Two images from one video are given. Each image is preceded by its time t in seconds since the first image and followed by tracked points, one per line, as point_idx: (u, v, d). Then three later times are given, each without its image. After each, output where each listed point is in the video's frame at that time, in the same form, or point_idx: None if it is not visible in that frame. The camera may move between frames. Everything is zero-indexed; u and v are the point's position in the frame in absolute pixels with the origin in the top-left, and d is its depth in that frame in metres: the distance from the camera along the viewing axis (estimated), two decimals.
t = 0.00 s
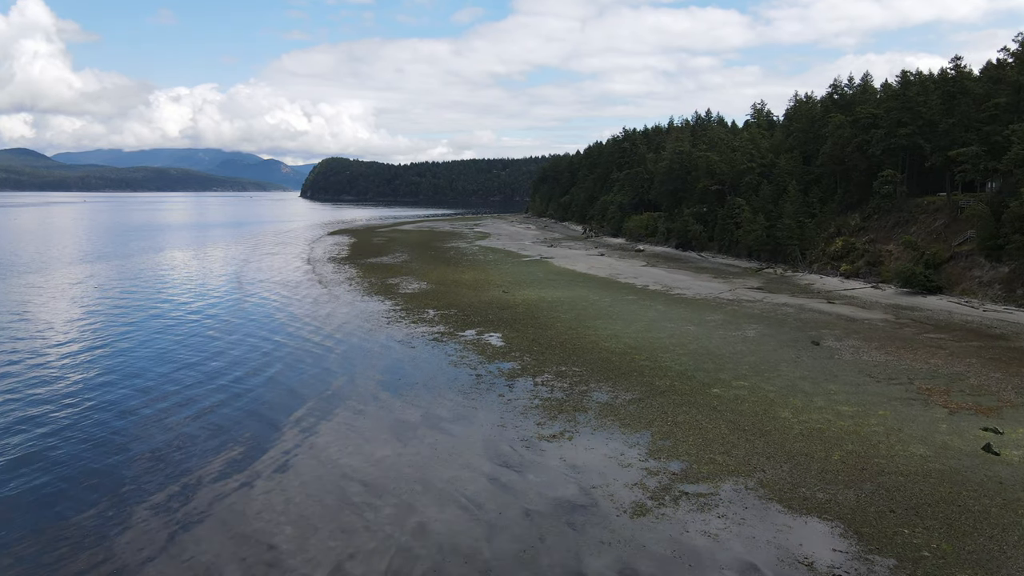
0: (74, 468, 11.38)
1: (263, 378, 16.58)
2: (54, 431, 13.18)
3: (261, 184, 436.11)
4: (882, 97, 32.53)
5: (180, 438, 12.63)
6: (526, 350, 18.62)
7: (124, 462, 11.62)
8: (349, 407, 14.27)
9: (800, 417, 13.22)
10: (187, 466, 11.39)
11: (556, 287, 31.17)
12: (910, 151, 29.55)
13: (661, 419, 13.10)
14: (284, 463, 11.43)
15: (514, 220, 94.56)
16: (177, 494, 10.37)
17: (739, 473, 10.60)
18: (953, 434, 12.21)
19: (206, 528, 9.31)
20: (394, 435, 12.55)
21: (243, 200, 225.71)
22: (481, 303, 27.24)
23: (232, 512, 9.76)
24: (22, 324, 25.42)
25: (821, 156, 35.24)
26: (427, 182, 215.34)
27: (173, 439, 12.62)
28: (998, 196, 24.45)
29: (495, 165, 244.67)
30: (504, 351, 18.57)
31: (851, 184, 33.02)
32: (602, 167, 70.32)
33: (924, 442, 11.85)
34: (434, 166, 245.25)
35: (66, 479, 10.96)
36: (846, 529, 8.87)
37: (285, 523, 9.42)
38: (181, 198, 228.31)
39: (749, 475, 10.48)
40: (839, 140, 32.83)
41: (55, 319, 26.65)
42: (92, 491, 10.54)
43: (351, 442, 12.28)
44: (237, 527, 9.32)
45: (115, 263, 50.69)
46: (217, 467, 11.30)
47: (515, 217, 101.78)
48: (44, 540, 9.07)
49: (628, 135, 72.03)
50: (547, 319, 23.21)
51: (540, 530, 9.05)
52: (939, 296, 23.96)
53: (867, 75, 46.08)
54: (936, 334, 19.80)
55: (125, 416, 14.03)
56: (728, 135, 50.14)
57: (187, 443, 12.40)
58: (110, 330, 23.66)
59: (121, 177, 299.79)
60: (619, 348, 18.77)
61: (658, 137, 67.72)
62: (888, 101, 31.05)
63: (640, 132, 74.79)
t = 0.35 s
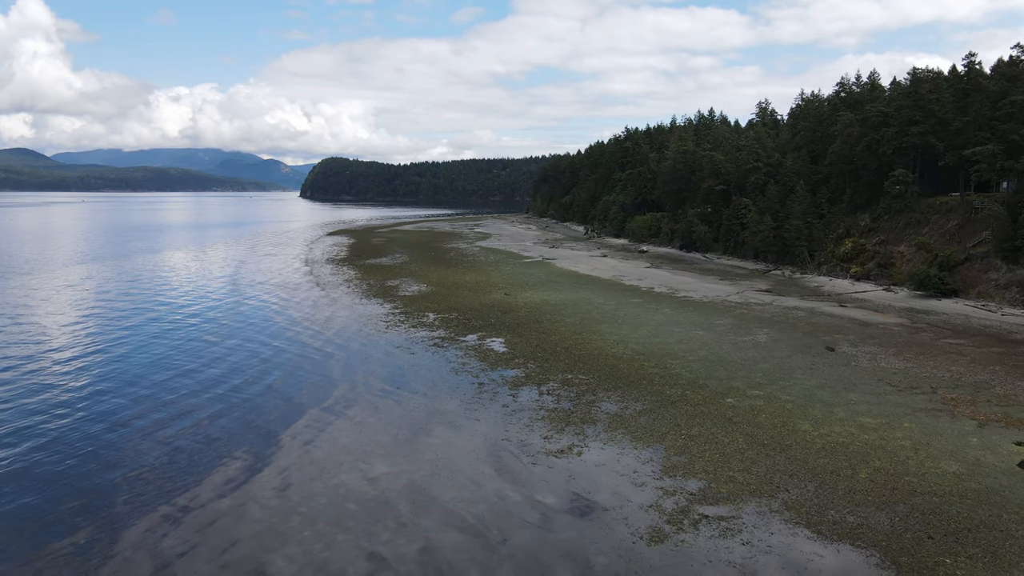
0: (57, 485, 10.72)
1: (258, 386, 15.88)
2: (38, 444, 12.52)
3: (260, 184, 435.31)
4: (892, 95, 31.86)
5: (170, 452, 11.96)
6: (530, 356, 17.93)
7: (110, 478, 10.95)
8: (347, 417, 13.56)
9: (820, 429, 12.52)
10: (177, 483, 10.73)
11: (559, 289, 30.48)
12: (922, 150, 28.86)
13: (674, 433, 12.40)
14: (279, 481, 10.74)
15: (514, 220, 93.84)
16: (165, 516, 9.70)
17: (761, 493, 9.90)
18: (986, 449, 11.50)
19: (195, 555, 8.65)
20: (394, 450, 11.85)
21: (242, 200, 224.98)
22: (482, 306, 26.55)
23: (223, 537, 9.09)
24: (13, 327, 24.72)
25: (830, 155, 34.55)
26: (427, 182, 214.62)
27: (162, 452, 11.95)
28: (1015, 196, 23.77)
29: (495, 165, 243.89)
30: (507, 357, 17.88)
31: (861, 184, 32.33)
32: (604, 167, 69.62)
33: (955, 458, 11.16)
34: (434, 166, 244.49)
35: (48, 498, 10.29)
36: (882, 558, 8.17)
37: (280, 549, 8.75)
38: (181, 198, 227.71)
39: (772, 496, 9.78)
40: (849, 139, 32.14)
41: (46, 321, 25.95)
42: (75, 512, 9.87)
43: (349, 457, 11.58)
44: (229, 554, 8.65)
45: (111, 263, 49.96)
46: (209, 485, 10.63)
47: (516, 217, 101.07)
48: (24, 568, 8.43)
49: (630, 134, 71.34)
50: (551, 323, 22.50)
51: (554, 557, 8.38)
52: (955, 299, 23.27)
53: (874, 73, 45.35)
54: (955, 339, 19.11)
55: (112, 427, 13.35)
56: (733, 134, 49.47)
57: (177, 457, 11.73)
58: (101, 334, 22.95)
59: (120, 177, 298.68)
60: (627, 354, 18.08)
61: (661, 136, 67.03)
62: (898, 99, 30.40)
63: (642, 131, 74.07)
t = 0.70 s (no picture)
0: (38, 506, 9.99)
1: (252, 395, 15.14)
2: (20, 458, 11.80)
3: (260, 184, 435.04)
4: (903, 93, 31.15)
5: (160, 468, 11.23)
6: (535, 363, 17.25)
7: (95, 498, 10.23)
8: (345, 430, 12.83)
9: (844, 443, 11.81)
10: (167, 504, 10.00)
11: (562, 291, 29.77)
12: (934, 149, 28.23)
13: (689, 446, 11.70)
14: (274, 501, 10.03)
15: (515, 220, 93.19)
16: (152, 542, 8.98)
17: (786, 517, 9.19)
18: None
19: None
20: (394, 466, 11.13)
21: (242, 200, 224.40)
22: (484, 309, 25.87)
23: (214, 566, 8.38)
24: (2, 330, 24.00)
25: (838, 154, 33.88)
26: (427, 182, 213.98)
27: (151, 468, 11.22)
28: None
29: (495, 164, 243.18)
30: (511, 363, 17.21)
31: (870, 184, 31.65)
32: (606, 166, 68.95)
33: (991, 476, 10.46)
34: (434, 166, 243.75)
35: (27, 520, 9.56)
36: None
37: None
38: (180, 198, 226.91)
39: (799, 520, 9.07)
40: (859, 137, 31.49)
41: (35, 325, 25.17)
42: (56, 537, 9.15)
43: (348, 475, 10.85)
44: None
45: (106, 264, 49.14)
46: (200, 506, 9.92)
47: (516, 218, 100.10)
48: None
49: (632, 133, 70.66)
50: (555, 327, 21.82)
51: None
52: (971, 303, 22.59)
53: (881, 71, 44.64)
54: (976, 344, 18.42)
55: (99, 439, 12.62)
56: (737, 133, 48.80)
57: (167, 474, 11.01)
58: (91, 339, 22.20)
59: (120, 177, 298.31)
60: (635, 361, 17.38)
61: (664, 135, 66.33)
62: (910, 96, 29.71)
63: (644, 130, 73.37)
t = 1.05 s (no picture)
0: (16, 529, 9.27)
1: (246, 405, 14.41)
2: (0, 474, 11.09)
3: (260, 184, 434.97)
4: (915, 90, 30.47)
5: (147, 486, 10.51)
6: (540, 370, 16.51)
7: (77, 519, 9.52)
8: (343, 443, 12.09)
9: (870, 459, 11.09)
10: (153, 528, 9.29)
11: (566, 293, 29.06)
12: (948, 147, 27.51)
13: (706, 462, 10.98)
14: (266, 525, 9.30)
15: (515, 220, 92.47)
16: (136, 572, 8.27)
17: (817, 544, 8.46)
18: None
19: None
20: (395, 485, 10.39)
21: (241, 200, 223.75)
22: (486, 311, 25.14)
23: None
24: None
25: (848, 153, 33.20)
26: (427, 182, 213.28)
27: (137, 487, 10.47)
28: None
29: (495, 164, 242.42)
30: (516, 370, 16.48)
31: (881, 183, 30.93)
32: (608, 166, 68.22)
33: None
34: (434, 165, 242.98)
35: (2, 546, 8.85)
36: None
37: None
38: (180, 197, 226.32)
39: (831, 547, 8.36)
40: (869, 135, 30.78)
41: (25, 328, 24.40)
42: (32, 565, 8.45)
43: (346, 495, 10.12)
44: None
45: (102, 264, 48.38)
46: (191, 529, 9.21)
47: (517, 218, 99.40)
48: None
49: (635, 132, 69.90)
50: (560, 332, 21.09)
51: None
52: (989, 306, 21.88)
53: (890, 69, 43.85)
54: (999, 351, 17.68)
55: (84, 453, 11.90)
56: (743, 132, 48.06)
57: (155, 493, 10.28)
58: (82, 343, 21.46)
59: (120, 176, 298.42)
60: (644, 368, 16.65)
61: (667, 134, 65.59)
62: (921, 94, 29.03)
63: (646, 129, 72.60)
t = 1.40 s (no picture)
0: None
1: (242, 415, 13.76)
2: None
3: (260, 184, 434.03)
4: (927, 88, 29.85)
5: (136, 506, 9.84)
6: (546, 378, 15.80)
7: (60, 544, 8.85)
8: (342, 459, 11.40)
9: (902, 478, 10.39)
10: (142, 554, 8.62)
11: (571, 296, 28.35)
12: (963, 146, 26.82)
13: (726, 481, 10.25)
14: (263, 550, 8.65)
15: (517, 220, 91.82)
16: None
17: None
18: None
19: None
20: (396, 507, 9.68)
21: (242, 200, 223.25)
22: (489, 315, 24.48)
23: None
24: None
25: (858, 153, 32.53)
26: (428, 182, 212.57)
27: (126, 508, 9.80)
28: None
29: (497, 164, 241.71)
30: (522, 379, 15.76)
31: (894, 183, 30.19)
32: (611, 165, 67.53)
33: None
34: (435, 165, 242.36)
35: None
36: None
37: None
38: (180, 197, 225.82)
39: None
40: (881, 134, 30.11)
41: (17, 331, 23.66)
42: None
43: (344, 517, 9.45)
44: None
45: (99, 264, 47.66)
46: (180, 557, 8.53)
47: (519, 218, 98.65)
48: None
49: (638, 132, 69.19)
50: (566, 336, 20.39)
51: None
52: (1009, 310, 21.14)
53: (900, 67, 43.06)
54: None
55: (71, 468, 11.21)
56: (749, 131, 47.36)
57: (145, 514, 9.61)
58: (74, 348, 20.73)
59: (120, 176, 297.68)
60: (655, 376, 15.94)
61: (671, 133, 64.88)
62: (935, 91, 28.40)
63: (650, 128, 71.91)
